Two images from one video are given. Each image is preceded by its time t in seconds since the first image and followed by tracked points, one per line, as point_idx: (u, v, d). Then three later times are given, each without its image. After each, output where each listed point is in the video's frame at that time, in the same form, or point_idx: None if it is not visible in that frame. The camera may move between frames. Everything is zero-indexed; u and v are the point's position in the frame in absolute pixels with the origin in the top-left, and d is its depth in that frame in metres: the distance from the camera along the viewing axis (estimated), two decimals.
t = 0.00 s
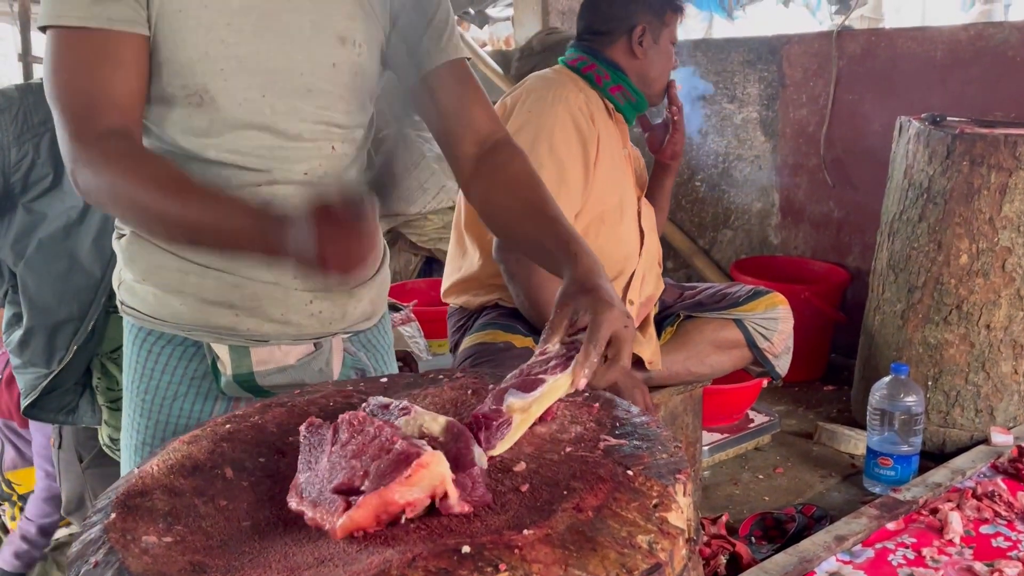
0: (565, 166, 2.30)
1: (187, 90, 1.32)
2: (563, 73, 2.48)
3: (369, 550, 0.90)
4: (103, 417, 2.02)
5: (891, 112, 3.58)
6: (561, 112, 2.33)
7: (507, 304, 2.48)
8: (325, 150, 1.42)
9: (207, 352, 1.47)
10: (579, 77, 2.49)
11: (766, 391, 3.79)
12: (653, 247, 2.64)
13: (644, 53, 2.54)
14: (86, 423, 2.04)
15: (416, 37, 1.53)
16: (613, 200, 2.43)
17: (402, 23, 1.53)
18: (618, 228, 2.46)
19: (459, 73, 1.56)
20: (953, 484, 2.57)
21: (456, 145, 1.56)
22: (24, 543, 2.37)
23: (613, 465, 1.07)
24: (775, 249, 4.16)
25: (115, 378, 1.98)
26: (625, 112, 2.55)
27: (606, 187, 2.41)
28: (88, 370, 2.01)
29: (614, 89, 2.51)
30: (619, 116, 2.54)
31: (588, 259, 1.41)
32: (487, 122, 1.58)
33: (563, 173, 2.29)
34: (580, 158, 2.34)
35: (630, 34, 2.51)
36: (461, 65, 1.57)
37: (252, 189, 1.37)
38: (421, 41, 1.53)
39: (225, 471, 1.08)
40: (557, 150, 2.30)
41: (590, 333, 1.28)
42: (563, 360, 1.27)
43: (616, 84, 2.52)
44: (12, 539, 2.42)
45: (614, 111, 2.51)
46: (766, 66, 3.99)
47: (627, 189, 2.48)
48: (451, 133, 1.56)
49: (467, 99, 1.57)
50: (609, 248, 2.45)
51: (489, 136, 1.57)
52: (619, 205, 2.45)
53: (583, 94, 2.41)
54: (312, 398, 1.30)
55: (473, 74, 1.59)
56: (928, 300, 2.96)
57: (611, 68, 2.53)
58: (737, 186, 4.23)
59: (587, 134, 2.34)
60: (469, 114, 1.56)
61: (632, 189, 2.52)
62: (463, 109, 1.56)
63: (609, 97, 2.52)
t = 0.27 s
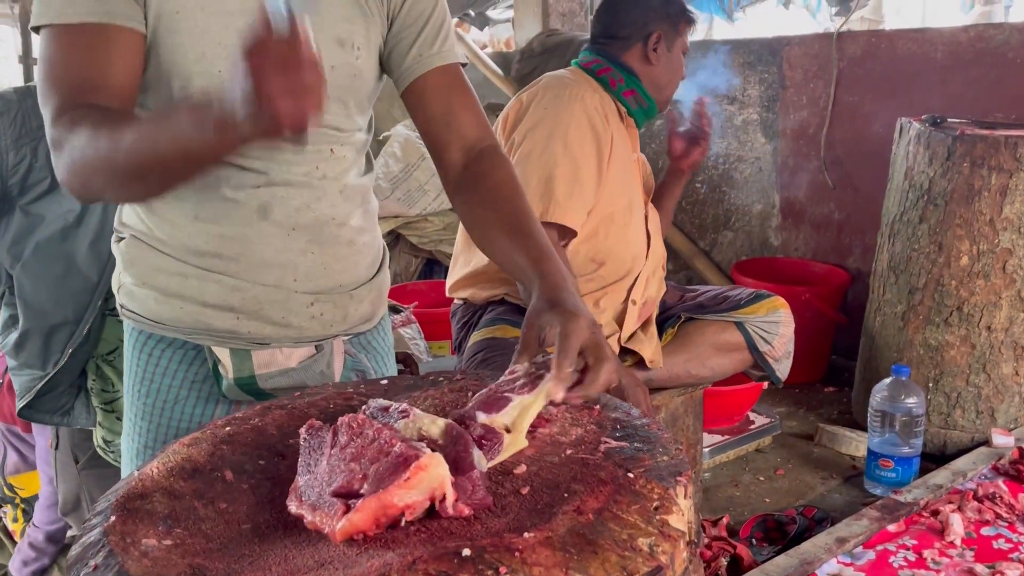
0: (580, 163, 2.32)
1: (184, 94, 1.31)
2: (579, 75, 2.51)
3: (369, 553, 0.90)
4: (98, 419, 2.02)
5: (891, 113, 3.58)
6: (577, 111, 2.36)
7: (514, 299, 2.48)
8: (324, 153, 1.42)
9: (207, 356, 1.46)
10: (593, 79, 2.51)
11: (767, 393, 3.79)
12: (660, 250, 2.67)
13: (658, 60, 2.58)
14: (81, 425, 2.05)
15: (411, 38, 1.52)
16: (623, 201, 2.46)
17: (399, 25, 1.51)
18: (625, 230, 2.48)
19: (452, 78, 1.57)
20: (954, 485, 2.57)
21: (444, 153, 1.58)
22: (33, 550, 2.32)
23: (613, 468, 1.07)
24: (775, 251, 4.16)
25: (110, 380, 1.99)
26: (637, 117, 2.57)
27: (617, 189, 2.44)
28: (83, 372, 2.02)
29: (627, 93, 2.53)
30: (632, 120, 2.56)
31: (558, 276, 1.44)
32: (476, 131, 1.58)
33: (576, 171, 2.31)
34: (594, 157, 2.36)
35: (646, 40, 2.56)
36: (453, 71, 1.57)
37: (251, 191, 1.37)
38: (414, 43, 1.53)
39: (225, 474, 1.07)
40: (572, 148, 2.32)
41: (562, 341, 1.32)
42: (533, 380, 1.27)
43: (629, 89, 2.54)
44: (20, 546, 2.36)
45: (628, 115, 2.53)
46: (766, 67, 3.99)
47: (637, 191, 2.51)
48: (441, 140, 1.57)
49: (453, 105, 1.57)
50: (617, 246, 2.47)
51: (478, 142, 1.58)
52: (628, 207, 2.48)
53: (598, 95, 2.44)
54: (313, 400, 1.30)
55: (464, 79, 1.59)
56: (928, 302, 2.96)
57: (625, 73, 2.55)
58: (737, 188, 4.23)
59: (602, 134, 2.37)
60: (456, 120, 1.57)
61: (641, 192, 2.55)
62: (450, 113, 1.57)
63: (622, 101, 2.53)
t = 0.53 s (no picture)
0: (582, 165, 2.31)
1: (183, 93, 1.31)
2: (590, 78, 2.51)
3: (370, 554, 0.90)
4: (96, 421, 2.01)
5: (891, 114, 3.58)
6: (585, 114, 2.36)
7: (513, 298, 2.46)
8: (322, 154, 1.43)
9: (203, 358, 1.47)
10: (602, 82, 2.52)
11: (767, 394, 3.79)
12: (664, 256, 2.66)
13: (670, 66, 2.58)
14: (80, 427, 2.04)
15: (409, 42, 1.52)
16: (627, 205, 2.45)
17: (397, 27, 1.51)
18: (628, 234, 2.47)
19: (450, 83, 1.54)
20: (954, 487, 2.57)
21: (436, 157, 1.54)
22: (32, 552, 2.32)
23: (613, 469, 1.07)
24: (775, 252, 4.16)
25: (108, 382, 1.96)
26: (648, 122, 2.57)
27: (621, 192, 2.43)
28: (82, 374, 2.01)
29: (638, 98, 2.54)
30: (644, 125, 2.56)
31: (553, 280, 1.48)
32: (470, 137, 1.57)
33: (580, 173, 2.31)
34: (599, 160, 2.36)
35: (659, 46, 2.56)
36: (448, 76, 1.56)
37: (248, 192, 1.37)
38: (412, 46, 1.52)
39: (225, 475, 1.08)
40: (576, 150, 2.32)
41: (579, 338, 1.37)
42: (532, 380, 1.25)
43: (640, 94, 2.54)
44: (20, 548, 2.36)
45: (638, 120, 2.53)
46: (766, 69, 3.99)
47: (642, 195, 2.50)
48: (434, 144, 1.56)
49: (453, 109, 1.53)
50: (619, 249, 2.47)
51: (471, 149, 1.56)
52: (632, 211, 2.47)
53: (608, 98, 2.44)
54: (313, 401, 1.30)
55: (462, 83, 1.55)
56: (928, 303, 2.96)
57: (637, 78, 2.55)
58: (738, 189, 4.22)
59: (608, 137, 2.37)
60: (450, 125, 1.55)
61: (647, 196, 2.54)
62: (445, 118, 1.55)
63: (632, 106, 2.53)
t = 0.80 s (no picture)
0: (592, 167, 2.32)
1: (177, 97, 1.31)
2: (612, 83, 2.52)
3: (367, 555, 0.90)
4: (97, 423, 1.99)
5: (891, 115, 3.58)
6: (599, 118, 2.37)
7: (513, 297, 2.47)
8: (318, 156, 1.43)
9: (198, 358, 1.47)
10: (622, 87, 2.52)
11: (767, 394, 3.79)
12: (671, 262, 2.66)
13: (691, 76, 2.57)
14: (82, 429, 2.02)
15: (403, 44, 1.51)
16: (637, 210, 2.45)
17: (391, 31, 1.51)
18: (635, 238, 2.47)
19: (440, 89, 1.57)
20: (954, 487, 2.57)
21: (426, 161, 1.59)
22: (33, 552, 2.32)
23: (611, 470, 1.07)
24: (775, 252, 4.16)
25: (109, 384, 1.93)
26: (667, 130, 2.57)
27: (632, 197, 2.44)
28: (84, 377, 1.98)
29: (657, 105, 2.54)
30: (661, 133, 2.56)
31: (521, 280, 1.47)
32: (458, 142, 1.58)
33: (589, 176, 2.32)
34: (610, 164, 2.37)
35: (681, 55, 2.55)
36: (440, 80, 1.57)
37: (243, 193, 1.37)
38: (405, 50, 1.52)
39: (224, 476, 1.08)
40: (587, 154, 2.33)
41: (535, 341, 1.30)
42: (506, 395, 1.22)
43: (660, 102, 2.54)
44: (21, 548, 2.35)
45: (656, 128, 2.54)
46: (766, 69, 3.99)
47: (654, 201, 2.50)
48: (423, 146, 1.58)
49: (439, 117, 1.57)
50: (625, 253, 2.47)
51: (460, 155, 1.58)
52: (643, 217, 2.47)
53: (626, 104, 2.44)
54: (312, 403, 1.31)
55: (452, 90, 1.59)
56: (928, 304, 2.96)
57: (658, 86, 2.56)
58: (738, 189, 4.17)
59: (621, 141, 2.38)
60: (441, 130, 1.57)
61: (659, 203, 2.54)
62: (434, 125, 1.57)
63: (651, 113, 2.55)
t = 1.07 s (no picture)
0: (606, 169, 2.34)
1: (183, 96, 1.32)
2: (635, 87, 2.53)
3: (367, 554, 0.90)
4: (99, 423, 2.02)
5: (890, 115, 3.58)
6: (617, 122, 2.39)
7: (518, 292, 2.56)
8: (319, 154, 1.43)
9: (203, 357, 1.47)
10: (643, 91, 2.53)
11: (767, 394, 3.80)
12: (684, 266, 2.67)
13: (716, 83, 2.58)
14: (83, 429, 2.05)
15: (401, 42, 1.51)
16: (650, 214, 2.46)
17: (389, 28, 1.51)
18: (648, 242, 2.48)
19: (438, 87, 1.56)
20: (953, 487, 2.57)
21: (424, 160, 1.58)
22: (34, 552, 2.32)
23: (611, 470, 1.07)
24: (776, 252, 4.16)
25: (111, 384, 1.98)
26: (688, 137, 2.56)
27: (647, 201, 2.45)
28: (87, 377, 2.01)
29: (679, 112, 2.53)
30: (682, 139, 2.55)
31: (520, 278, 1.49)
32: (458, 140, 1.58)
33: (602, 178, 2.34)
34: (625, 167, 2.38)
35: (707, 63, 2.55)
36: (439, 78, 1.57)
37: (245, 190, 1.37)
38: (403, 48, 1.52)
39: (223, 476, 1.08)
40: (602, 156, 2.35)
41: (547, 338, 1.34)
42: (511, 395, 1.21)
43: (682, 108, 2.53)
44: (22, 547, 2.36)
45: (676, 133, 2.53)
46: (766, 69, 4.00)
47: (669, 207, 2.52)
48: (421, 147, 1.57)
49: (438, 113, 1.57)
50: (636, 256, 2.48)
51: (458, 153, 1.58)
52: (656, 220, 2.48)
53: (645, 108, 2.46)
54: (311, 402, 1.31)
55: (450, 88, 1.59)
56: (928, 303, 2.96)
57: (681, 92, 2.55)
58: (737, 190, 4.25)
59: (637, 145, 2.40)
60: (440, 128, 1.57)
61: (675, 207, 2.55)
62: (434, 122, 1.56)
63: (673, 119, 2.53)
